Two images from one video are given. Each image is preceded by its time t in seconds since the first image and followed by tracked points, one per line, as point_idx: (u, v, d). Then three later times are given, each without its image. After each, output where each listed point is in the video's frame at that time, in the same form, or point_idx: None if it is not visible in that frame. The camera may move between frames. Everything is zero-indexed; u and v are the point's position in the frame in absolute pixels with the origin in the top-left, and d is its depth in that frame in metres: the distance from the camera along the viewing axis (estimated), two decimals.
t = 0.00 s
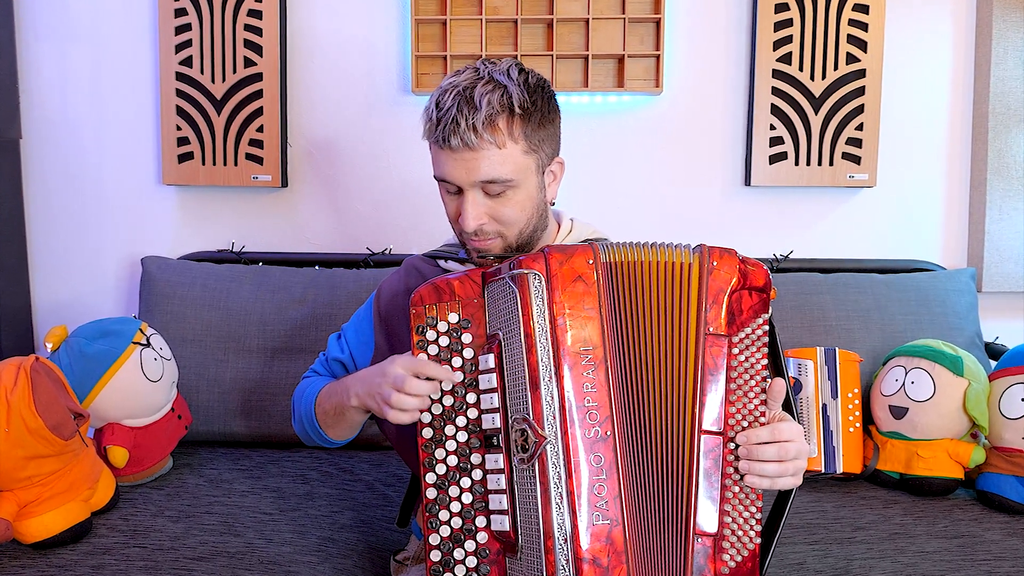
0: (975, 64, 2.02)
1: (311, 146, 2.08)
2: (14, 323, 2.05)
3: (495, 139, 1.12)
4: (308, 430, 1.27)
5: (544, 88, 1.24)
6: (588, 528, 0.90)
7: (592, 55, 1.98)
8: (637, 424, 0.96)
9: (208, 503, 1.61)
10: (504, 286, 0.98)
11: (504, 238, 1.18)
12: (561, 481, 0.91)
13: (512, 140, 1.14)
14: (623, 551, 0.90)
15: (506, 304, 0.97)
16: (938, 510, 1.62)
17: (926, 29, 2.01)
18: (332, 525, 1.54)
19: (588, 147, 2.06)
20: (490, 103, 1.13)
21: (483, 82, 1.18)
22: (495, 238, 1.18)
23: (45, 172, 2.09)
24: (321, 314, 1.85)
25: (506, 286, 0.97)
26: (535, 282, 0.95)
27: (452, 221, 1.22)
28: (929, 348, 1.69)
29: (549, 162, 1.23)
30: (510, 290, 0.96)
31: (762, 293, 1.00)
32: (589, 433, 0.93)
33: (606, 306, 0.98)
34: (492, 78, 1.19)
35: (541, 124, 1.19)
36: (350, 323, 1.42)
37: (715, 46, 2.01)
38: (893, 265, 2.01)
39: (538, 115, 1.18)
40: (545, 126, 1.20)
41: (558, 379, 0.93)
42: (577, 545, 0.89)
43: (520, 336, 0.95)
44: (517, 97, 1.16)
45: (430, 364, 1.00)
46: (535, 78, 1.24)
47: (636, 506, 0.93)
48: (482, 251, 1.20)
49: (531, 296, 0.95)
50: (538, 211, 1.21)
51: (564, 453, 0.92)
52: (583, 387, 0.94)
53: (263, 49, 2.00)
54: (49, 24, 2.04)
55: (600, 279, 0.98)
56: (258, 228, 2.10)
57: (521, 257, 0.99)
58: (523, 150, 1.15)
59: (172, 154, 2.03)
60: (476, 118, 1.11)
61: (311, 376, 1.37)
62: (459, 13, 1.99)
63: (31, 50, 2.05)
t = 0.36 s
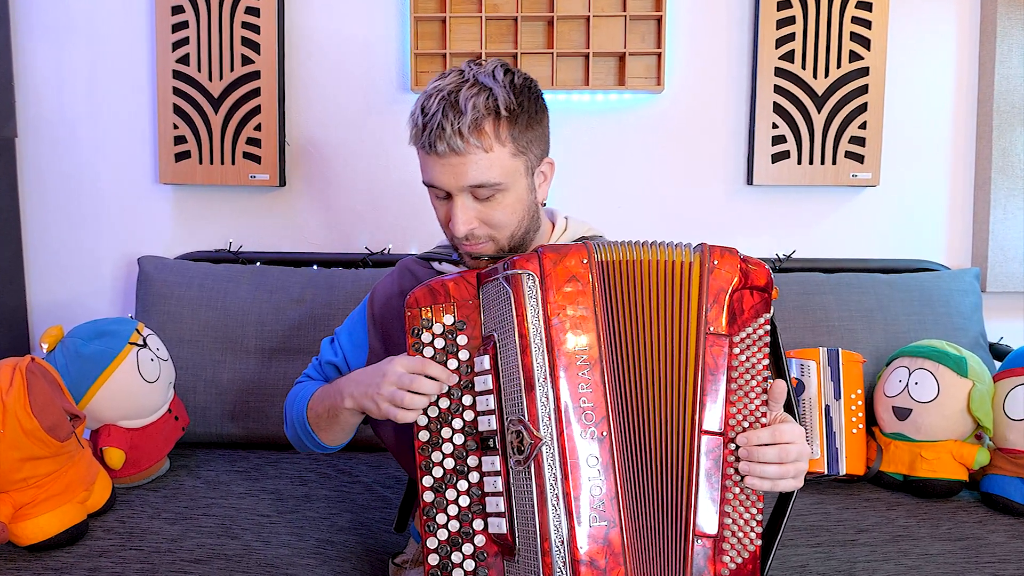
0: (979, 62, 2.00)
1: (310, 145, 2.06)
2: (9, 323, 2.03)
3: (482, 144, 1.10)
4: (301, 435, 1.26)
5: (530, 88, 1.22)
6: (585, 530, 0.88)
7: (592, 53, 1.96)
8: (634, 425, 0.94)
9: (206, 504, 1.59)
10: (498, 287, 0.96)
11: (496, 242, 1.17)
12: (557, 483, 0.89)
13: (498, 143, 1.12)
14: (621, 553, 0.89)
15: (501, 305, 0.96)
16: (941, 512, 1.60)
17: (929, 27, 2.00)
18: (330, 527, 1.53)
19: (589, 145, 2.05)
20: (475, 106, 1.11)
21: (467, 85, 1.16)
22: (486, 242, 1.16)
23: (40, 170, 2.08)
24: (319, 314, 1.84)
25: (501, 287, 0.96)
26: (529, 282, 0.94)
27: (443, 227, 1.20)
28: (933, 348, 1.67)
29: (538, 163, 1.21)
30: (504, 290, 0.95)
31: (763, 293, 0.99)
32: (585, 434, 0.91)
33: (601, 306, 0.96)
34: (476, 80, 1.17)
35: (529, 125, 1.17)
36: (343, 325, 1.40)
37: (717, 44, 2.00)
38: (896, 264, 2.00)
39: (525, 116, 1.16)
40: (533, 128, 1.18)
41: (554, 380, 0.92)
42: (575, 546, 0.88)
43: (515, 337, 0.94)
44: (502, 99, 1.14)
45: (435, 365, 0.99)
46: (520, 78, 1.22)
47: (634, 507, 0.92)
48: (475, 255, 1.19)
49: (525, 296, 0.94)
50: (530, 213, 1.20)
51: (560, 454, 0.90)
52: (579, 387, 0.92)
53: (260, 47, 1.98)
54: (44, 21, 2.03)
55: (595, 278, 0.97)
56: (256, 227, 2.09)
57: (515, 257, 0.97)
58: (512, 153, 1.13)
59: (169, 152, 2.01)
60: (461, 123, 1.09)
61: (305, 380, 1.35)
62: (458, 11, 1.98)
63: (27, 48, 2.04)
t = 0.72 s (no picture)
0: (983, 60, 1.98)
1: (308, 144, 2.05)
2: (5, 323, 2.02)
3: (465, 146, 1.09)
4: (294, 438, 1.24)
5: (513, 87, 1.21)
6: (580, 532, 0.87)
7: (593, 51, 1.95)
8: (630, 425, 0.93)
9: (203, 506, 1.58)
10: (491, 288, 0.95)
11: (486, 243, 1.15)
12: (551, 484, 0.88)
13: (482, 144, 1.10)
14: (617, 555, 0.87)
15: (494, 306, 0.94)
16: (946, 514, 1.58)
17: (932, 25, 1.98)
18: (329, 529, 1.51)
19: (590, 144, 2.03)
20: (456, 108, 1.10)
21: (448, 87, 1.14)
22: (476, 244, 1.15)
23: (36, 169, 2.06)
24: (318, 315, 1.82)
25: (493, 287, 0.95)
26: (521, 282, 0.93)
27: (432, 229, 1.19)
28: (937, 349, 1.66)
29: (524, 161, 1.19)
30: (496, 291, 0.94)
31: (761, 291, 0.97)
32: (580, 435, 0.89)
33: (594, 306, 0.95)
34: (457, 81, 1.15)
35: (512, 124, 1.15)
36: (336, 328, 1.38)
37: (718, 41, 1.98)
38: (899, 264, 1.98)
39: (509, 115, 1.15)
40: (517, 126, 1.16)
41: (548, 380, 0.90)
42: (571, 548, 0.86)
43: (508, 337, 0.92)
44: (484, 100, 1.12)
45: (422, 361, 0.97)
46: (502, 77, 1.21)
47: (631, 508, 0.90)
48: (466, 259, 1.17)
49: (517, 296, 0.93)
50: (519, 213, 1.18)
51: (554, 455, 0.88)
52: (572, 388, 0.91)
53: (258, 45, 1.97)
54: (40, 19, 2.01)
55: (588, 277, 0.95)
56: (253, 227, 2.07)
57: (507, 257, 0.96)
58: (496, 153, 1.12)
59: (166, 151, 2.00)
60: (443, 125, 1.08)
61: (298, 383, 1.34)
62: (458, 8, 1.96)
63: (22, 46, 2.02)
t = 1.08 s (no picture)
0: (988, 58, 1.97)
1: (306, 142, 2.03)
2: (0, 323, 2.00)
3: (464, 146, 1.07)
4: (290, 439, 1.23)
5: (512, 86, 1.19)
6: (580, 534, 0.85)
7: (594, 49, 1.93)
8: (631, 426, 0.91)
9: (200, 508, 1.56)
10: (488, 287, 0.94)
11: (484, 244, 1.14)
12: (550, 486, 0.86)
13: (481, 144, 1.09)
14: (617, 558, 0.85)
15: (492, 306, 0.93)
16: (949, 516, 1.57)
17: (936, 23, 1.96)
18: (327, 531, 1.49)
19: (591, 142, 2.02)
20: (455, 107, 1.08)
21: (447, 86, 1.13)
22: (475, 245, 1.13)
23: (32, 168, 2.05)
24: (316, 315, 1.80)
25: (491, 287, 0.93)
26: (519, 282, 0.91)
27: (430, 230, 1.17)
28: (941, 349, 1.64)
29: (523, 161, 1.18)
30: (494, 291, 0.93)
31: (764, 291, 0.95)
32: (579, 436, 0.88)
33: (594, 306, 0.93)
34: (456, 80, 1.13)
35: (511, 123, 1.14)
36: (333, 329, 1.37)
37: (719, 40, 1.97)
38: (903, 264, 1.97)
39: (508, 115, 1.13)
40: (516, 126, 1.15)
41: (547, 381, 0.89)
42: (570, 549, 0.85)
43: (506, 338, 0.91)
44: (483, 99, 1.10)
45: (420, 365, 0.96)
46: (501, 76, 1.19)
47: (631, 509, 0.88)
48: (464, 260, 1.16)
49: (516, 296, 0.91)
50: (517, 213, 1.17)
51: (553, 456, 0.87)
52: (571, 388, 0.89)
53: (255, 43, 1.95)
54: (35, 17, 2.00)
55: (587, 276, 0.94)
56: (251, 226, 2.06)
57: (505, 257, 0.95)
58: (495, 153, 1.10)
59: (163, 150, 1.99)
60: (442, 125, 1.06)
61: (294, 384, 1.32)
62: (458, 5, 1.94)
63: (17, 44, 2.01)
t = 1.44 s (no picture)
0: (992, 56, 1.95)
1: (305, 141, 2.02)
2: None
3: (465, 147, 1.06)
4: (289, 441, 1.21)
5: (513, 86, 1.17)
6: (581, 535, 0.84)
7: (594, 47, 1.92)
8: (633, 426, 0.90)
9: (198, 510, 1.55)
10: (488, 287, 0.92)
11: (485, 246, 1.12)
12: (551, 486, 0.85)
13: (482, 145, 1.07)
14: (618, 559, 0.84)
15: (492, 306, 0.91)
16: (953, 518, 1.55)
17: (940, 20, 1.95)
18: (326, 534, 1.48)
19: (591, 140, 2.00)
20: (456, 109, 1.07)
21: (448, 87, 1.11)
22: (475, 246, 1.12)
23: (27, 167, 2.03)
24: (314, 315, 1.79)
25: (491, 287, 0.92)
26: (519, 282, 0.90)
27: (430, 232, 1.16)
28: (944, 350, 1.63)
29: (524, 162, 1.16)
30: (494, 291, 0.91)
31: (769, 292, 0.93)
32: (580, 437, 0.86)
33: (595, 306, 0.92)
34: (457, 81, 1.12)
35: (513, 124, 1.12)
36: (332, 330, 1.35)
37: (721, 38, 1.95)
38: (906, 264, 1.95)
39: (510, 116, 1.12)
40: (518, 127, 1.13)
41: (547, 381, 0.88)
42: (572, 550, 0.83)
43: (506, 338, 0.89)
44: (484, 100, 1.09)
45: (425, 355, 0.94)
46: (502, 76, 1.17)
47: (633, 510, 0.87)
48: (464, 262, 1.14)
49: (516, 296, 0.90)
50: (518, 214, 1.15)
51: (554, 457, 0.86)
52: (572, 389, 0.88)
53: (253, 40, 1.94)
54: (30, 14, 1.98)
55: (588, 276, 0.92)
56: (249, 226, 2.04)
57: (505, 256, 0.93)
58: (497, 154, 1.09)
59: (160, 148, 1.97)
60: (442, 126, 1.05)
61: (292, 384, 1.30)
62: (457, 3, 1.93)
63: (13, 42, 1.99)
